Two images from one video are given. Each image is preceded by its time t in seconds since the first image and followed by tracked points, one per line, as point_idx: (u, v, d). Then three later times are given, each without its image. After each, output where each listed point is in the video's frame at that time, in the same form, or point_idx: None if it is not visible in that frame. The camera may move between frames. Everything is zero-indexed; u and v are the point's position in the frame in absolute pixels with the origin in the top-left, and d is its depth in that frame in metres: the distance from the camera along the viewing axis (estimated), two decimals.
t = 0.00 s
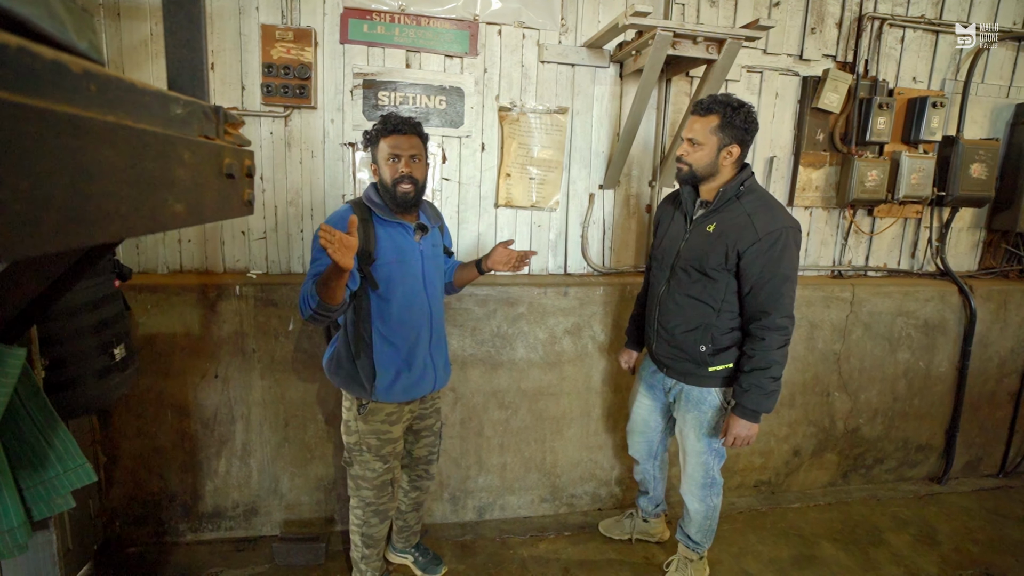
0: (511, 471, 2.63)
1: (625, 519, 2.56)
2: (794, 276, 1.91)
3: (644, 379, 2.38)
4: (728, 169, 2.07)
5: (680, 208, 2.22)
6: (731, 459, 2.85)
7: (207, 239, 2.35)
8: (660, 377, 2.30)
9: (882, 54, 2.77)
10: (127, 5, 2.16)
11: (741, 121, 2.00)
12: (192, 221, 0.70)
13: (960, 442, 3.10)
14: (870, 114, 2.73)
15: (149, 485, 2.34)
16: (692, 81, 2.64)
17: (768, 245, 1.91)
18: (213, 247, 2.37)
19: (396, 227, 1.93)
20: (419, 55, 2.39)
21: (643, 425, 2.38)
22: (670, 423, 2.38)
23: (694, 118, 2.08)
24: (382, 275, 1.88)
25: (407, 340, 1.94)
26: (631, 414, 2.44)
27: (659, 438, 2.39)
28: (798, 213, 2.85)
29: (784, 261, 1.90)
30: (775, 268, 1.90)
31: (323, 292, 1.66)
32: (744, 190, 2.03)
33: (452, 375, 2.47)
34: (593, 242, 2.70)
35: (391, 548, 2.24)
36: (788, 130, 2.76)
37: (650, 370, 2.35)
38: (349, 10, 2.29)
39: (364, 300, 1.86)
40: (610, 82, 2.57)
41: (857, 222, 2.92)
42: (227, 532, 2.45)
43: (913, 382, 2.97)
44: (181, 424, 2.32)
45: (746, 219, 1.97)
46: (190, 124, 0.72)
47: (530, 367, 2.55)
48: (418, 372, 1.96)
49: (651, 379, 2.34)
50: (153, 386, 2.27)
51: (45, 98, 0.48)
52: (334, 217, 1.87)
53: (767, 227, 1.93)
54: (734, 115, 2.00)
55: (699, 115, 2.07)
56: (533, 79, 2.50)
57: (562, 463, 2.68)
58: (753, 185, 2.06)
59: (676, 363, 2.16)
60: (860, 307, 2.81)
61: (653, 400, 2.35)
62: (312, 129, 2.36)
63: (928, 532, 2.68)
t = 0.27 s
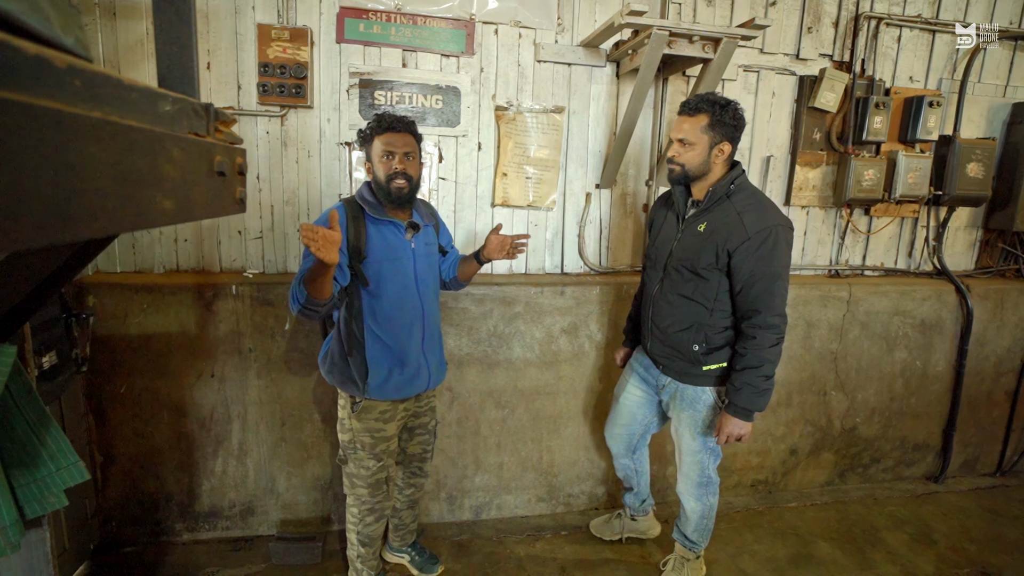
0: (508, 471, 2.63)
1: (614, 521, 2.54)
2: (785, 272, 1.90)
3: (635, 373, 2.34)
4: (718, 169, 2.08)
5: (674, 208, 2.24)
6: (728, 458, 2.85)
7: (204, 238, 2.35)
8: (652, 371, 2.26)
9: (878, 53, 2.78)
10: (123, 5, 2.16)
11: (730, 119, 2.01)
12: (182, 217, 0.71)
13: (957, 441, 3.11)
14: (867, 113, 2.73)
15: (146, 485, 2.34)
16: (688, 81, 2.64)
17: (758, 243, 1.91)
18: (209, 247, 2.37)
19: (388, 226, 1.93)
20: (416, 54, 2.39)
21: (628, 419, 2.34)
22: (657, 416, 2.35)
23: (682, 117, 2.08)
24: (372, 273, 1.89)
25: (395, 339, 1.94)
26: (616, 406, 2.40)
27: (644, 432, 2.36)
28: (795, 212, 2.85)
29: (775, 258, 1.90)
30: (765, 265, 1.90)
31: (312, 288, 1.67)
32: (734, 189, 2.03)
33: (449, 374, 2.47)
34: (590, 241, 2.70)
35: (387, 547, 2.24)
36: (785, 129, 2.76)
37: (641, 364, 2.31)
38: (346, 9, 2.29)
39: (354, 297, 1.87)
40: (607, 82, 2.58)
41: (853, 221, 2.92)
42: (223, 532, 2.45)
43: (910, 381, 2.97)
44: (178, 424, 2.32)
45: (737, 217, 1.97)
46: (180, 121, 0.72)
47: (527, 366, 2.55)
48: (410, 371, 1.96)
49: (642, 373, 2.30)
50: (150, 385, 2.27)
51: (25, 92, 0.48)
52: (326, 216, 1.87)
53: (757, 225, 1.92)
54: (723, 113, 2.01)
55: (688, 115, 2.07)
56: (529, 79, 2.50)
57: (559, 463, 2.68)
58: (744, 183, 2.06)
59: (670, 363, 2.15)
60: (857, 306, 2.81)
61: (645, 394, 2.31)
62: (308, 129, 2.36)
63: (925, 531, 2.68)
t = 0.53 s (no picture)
0: (504, 470, 2.64)
1: (579, 532, 2.44)
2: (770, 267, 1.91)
3: (626, 376, 2.32)
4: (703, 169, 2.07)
5: (658, 206, 2.22)
6: (724, 457, 2.85)
7: (200, 238, 2.36)
8: (640, 370, 2.25)
9: (874, 53, 2.78)
10: (119, 4, 2.17)
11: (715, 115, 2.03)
12: (170, 215, 0.71)
13: (953, 441, 3.11)
14: (862, 113, 2.73)
15: (142, 484, 2.35)
16: (684, 80, 2.64)
17: (743, 238, 1.91)
18: (206, 247, 2.38)
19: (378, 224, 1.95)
20: (411, 54, 2.39)
21: (624, 424, 2.32)
22: (651, 419, 2.33)
23: (664, 120, 2.05)
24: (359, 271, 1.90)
25: (384, 337, 1.95)
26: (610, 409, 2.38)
27: (639, 436, 2.34)
28: (790, 211, 2.85)
29: (759, 252, 1.91)
30: (750, 260, 1.91)
31: (322, 286, 1.66)
32: (719, 185, 2.03)
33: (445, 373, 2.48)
34: (586, 240, 2.70)
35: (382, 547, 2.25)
36: (781, 129, 2.76)
37: (632, 368, 2.29)
38: (341, 9, 2.29)
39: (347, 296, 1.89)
40: (602, 81, 2.58)
41: (849, 221, 2.92)
42: (219, 531, 2.45)
43: (906, 381, 2.97)
44: (174, 423, 2.32)
45: (722, 214, 1.97)
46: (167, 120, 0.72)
47: (523, 366, 2.55)
48: (399, 369, 1.96)
49: (632, 374, 2.29)
50: (146, 385, 2.27)
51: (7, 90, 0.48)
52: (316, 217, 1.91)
53: (742, 221, 1.93)
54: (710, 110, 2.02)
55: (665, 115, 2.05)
56: (525, 78, 2.50)
57: (555, 462, 2.68)
58: (728, 180, 2.06)
59: (657, 361, 2.14)
60: (853, 305, 2.81)
61: (637, 395, 2.29)
62: (304, 128, 2.36)
63: (920, 530, 2.68)
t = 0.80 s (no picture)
0: (500, 469, 2.64)
1: (574, 532, 2.45)
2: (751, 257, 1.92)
3: (609, 373, 2.32)
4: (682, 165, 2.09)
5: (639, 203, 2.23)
6: (720, 457, 2.86)
7: (196, 238, 2.37)
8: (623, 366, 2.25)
9: (870, 53, 2.78)
10: (116, 5, 2.18)
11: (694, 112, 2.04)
12: (159, 214, 0.72)
13: (950, 441, 3.11)
14: (858, 113, 2.74)
15: (139, 484, 2.36)
16: (680, 80, 2.64)
17: (723, 230, 1.93)
18: (202, 247, 2.38)
19: (375, 224, 1.95)
20: (407, 54, 2.40)
21: (611, 422, 2.33)
22: (637, 417, 2.34)
23: (643, 117, 2.06)
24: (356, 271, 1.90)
25: (379, 336, 1.95)
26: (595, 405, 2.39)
27: (627, 433, 2.35)
28: (786, 211, 2.86)
29: (740, 244, 1.92)
30: (731, 251, 1.92)
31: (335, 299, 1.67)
32: (699, 179, 2.04)
33: (441, 373, 2.49)
34: (581, 240, 2.71)
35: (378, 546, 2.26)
36: (777, 129, 2.77)
37: (615, 364, 2.30)
38: (337, 10, 2.30)
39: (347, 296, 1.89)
40: (598, 81, 2.58)
41: (845, 220, 2.93)
42: (216, 530, 2.46)
43: (902, 380, 2.97)
44: (171, 422, 2.33)
45: (702, 207, 1.99)
46: (156, 119, 0.73)
47: (519, 365, 2.56)
48: (394, 367, 1.97)
49: (616, 371, 2.29)
50: (143, 384, 2.28)
51: None
52: (313, 216, 1.91)
53: (722, 213, 1.95)
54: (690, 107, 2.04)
55: (645, 114, 2.06)
56: (521, 79, 2.51)
57: (551, 461, 2.68)
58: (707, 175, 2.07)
59: (641, 357, 2.14)
60: (849, 305, 2.81)
61: (622, 391, 2.29)
62: (301, 129, 2.37)
63: (916, 530, 2.69)
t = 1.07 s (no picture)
0: (497, 468, 2.65)
1: (571, 531, 2.45)
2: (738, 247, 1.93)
3: (593, 367, 2.32)
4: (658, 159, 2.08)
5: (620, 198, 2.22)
6: (718, 456, 2.85)
7: (194, 236, 2.37)
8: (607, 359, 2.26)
9: (868, 52, 2.78)
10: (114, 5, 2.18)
11: (667, 111, 2.02)
12: (146, 211, 0.72)
13: (949, 440, 3.10)
14: (856, 112, 2.73)
15: (137, 481, 2.37)
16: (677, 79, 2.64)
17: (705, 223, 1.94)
18: (200, 245, 2.39)
19: (373, 223, 1.96)
20: (404, 54, 2.40)
21: (598, 417, 2.33)
22: (623, 412, 2.34)
23: (623, 112, 2.07)
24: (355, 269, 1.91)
25: (377, 334, 1.96)
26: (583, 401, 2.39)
27: (615, 428, 2.35)
28: (784, 210, 2.85)
29: (723, 235, 1.93)
30: (715, 242, 1.93)
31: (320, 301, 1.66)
32: (677, 174, 2.05)
33: (438, 371, 2.49)
34: (578, 239, 2.71)
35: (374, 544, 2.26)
36: (774, 128, 2.77)
37: (598, 359, 2.30)
38: (334, 9, 2.31)
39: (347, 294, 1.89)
40: (595, 80, 2.58)
41: (844, 219, 2.92)
42: (213, 527, 2.47)
43: (901, 380, 2.97)
44: (169, 420, 2.34)
45: (683, 202, 2.00)
46: (143, 116, 0.73)
47: (516, 364, 2.56)
48: (393, 364, 1.98)
49: (599, 366, 2.29)
50: (141, 382, 2.29)
51: None
52: (310, 216, 1.90)
53: (704, 206, 1.96)
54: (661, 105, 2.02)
55: (627, 108, 2.05)
56: (517, 78, 2.51)
57: (549, 460, 2.69)
58: (685, 170, 2.08)
59: (622, 351, 2.14)
60: (847, 304, 2.81)
61: (606, 386, 2.29)
62: (298, 128, 2.37)
63: (914, 530, 2.68)
